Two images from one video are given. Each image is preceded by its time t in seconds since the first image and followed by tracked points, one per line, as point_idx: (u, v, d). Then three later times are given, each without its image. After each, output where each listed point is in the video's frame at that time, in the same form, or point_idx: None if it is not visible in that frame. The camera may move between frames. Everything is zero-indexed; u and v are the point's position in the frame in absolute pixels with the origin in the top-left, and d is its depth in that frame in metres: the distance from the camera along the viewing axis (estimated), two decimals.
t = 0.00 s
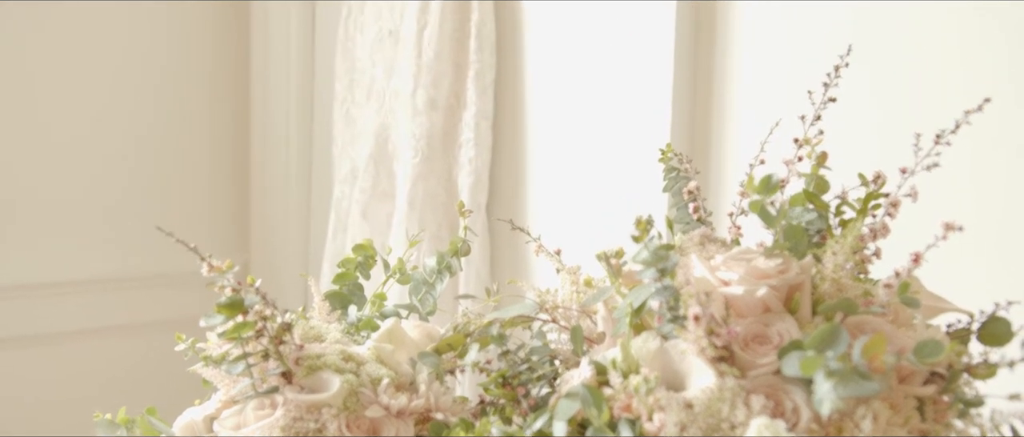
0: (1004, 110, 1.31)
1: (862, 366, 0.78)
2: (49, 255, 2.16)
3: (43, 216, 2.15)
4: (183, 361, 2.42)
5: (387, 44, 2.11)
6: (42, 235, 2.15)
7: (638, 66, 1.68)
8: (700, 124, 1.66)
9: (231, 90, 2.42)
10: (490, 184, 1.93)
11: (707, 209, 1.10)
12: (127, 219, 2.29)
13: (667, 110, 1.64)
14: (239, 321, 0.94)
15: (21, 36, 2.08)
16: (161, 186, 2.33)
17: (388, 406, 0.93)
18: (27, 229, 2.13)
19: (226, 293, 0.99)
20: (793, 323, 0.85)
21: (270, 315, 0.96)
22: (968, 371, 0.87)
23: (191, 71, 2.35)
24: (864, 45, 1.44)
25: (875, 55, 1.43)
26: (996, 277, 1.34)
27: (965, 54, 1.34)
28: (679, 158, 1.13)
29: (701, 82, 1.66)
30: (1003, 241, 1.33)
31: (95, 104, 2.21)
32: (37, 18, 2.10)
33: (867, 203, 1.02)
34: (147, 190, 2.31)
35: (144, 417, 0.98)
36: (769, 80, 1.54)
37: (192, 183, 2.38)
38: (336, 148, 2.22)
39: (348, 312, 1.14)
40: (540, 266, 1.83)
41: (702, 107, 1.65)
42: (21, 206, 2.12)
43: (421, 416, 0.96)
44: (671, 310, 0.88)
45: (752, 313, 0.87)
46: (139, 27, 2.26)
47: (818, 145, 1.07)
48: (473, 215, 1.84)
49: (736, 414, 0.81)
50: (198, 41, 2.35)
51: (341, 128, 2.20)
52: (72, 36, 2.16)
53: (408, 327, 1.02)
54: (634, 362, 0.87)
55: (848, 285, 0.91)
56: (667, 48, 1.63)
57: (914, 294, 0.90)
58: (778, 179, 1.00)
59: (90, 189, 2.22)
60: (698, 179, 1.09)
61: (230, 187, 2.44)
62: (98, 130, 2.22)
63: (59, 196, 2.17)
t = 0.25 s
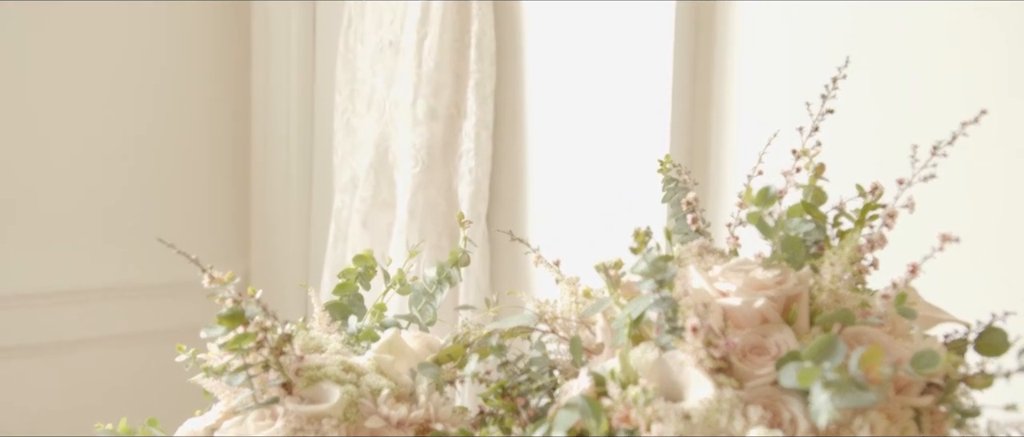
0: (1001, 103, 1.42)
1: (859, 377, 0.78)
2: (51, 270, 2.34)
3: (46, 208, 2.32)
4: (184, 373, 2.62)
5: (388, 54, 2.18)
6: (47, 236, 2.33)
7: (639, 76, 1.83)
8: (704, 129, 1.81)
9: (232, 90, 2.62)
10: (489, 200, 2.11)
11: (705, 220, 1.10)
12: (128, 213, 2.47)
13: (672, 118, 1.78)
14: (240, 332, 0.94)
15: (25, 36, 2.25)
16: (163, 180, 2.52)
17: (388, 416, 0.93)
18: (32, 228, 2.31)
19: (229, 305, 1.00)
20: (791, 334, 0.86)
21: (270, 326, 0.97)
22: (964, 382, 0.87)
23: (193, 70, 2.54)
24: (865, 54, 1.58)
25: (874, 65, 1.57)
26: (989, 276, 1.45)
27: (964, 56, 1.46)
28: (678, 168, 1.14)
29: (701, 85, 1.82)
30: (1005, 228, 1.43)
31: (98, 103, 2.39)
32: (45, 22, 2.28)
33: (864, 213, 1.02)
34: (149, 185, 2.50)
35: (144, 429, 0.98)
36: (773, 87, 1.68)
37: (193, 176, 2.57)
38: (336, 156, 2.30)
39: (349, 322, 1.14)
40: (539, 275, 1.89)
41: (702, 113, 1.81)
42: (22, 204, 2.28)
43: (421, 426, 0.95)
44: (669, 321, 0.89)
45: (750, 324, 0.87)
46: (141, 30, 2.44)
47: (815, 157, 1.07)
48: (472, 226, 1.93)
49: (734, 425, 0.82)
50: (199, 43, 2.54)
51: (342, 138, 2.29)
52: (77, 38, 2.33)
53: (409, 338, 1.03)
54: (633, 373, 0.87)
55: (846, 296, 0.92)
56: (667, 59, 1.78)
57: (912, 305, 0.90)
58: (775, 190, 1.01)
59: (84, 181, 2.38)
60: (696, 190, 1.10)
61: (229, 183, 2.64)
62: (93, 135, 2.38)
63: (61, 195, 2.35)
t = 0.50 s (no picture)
0: (1003, 101, 1.50)
1: (857, 392, 0.79)
2: (59, 284, 2.48)
3: (55, 210, 2.47)
4: (186, 388, 2.71)
5: (389, 68, 2.19)
6: (55, 242, 2.47)
7: (640, 84, 1.88)
8: (704, 134, 1.86)
9: (235, 92, 2.72)
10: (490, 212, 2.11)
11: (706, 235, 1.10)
12: (135, 214, 2.59)
13: (671, 123, 1.84)
14: (243, 348, 0.95)
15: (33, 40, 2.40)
16: (170, 178, 2.63)
17: (390, 430, 0.94)
18: (37, 237, 2.45)
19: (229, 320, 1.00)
20: (790, 349, 0.86)
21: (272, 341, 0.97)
22: (962, 396, 0.88)
23: (198, 72, 2.66)
24: (864, 61, 1.65)
25: (876, 75, 1.64)
26: (998, 281, 1.52)
27: (963, 58, 1.53)
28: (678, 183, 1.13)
29: (700, 97, 1.87)
30: (1014, 226, 1.50)
31: (104, 107, 2.52)
32: (55, 32, 2.43)
33: (862, 228, 1.02)
34: (156, 184, 2.61)
35: None
36: (776, 94, 1.75)
37: (201, 174, 2.69)
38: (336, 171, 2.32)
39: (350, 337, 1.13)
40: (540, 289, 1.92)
41: (703, 118, 1.87)
42: (28, 209, 2.43)
43: None
44: (668, 336, 0.89)
45: (749, 338, 0.88)
46: (143, 30, 2.57)
47: (814, 171, 1.06)
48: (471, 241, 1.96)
49: None
50: (204, 49, 2.67)
51: (343, 150, 2.29)
52: (83, 41, 2.48)
53: (409, 353, 1.02)
54: (633, 388, 0.88)
55: (845, 312, 0.92)
56: (667, 65, 1.83)
57: (909, 320, 0.89)
58: (773, 206, 1.01)
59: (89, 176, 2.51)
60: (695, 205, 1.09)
61: (232, 185, 2.74)
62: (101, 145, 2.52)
63: (64, 198, 2.48)
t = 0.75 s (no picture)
0: (1001, 102, 1.54)
1: (855, 406, 0.81)
2: (57, 295, 2.49)
3: (57, 216, 2.49)
4: (189, 400, 2.73)
5: (391, 80, 2.21)
6: (55, 242, 2.49)
7: (639, 86, 1.90)
8: (704, 135, 1.89)
9: (235, 96, 2.75)
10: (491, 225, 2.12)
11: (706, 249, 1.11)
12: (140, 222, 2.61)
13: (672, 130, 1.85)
14: (246, 361, 0.95)
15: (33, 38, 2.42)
16: (173, 184, 2.66)
17: None
18: (35, 243, 2.46)
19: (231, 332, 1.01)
20: (789, 362, 0.87)
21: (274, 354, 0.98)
22: (960, 409, 0.89)
23: (199, 74, 2.68)
24: (865, 63, 1.68)
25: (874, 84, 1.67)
26: (997, 297, 1.55)
27: (963, 63, 1.57)
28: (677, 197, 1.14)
29: (701, 108, 1.89)
30: (1012, 229, 1.54)
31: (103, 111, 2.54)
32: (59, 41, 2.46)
33: (861, 241, 1.03)
34: (158, 191, 2.63)
35: None
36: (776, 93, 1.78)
37: (202, 180, 2.71)
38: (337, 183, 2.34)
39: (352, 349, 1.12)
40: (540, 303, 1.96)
41: (703, 122, 1.89)
42: (27, 217, 2.44)
43: None
44: (668, 349, 0.90)
45: (748, 351, 0.88)
46: (143, 32, 2.59)
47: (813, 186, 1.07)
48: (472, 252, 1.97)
49: None
50: (207, 57, 2.70)
51: (345, 163, 2.31)
52: (83, 41, 2.50)
53: (410, 366, 1.02)
54: (633, 401, 0.89)
55: (844, 325, 0.92)
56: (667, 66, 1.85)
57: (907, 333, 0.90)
58: (771, 220, 1.02)
59: (90, 178, 2.53)
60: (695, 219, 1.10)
61: (235, 195, 2.76)
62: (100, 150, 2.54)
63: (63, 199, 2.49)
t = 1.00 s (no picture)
0: (1000, 104, 1.56)
1: (851, 418, 0.82)
2: (56, 307, 2.48)
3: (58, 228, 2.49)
4: (190, 413, 2.74)
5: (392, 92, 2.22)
6: (58, 242, 2.48)
7: (640, 89, 1.91)
8: (704, 145, 1.90)
9: (238, 105, 2.76)
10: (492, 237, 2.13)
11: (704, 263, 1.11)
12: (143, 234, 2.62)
13: (672, 140, 1.87)
14: (247, 375, 0.96)
15: (34, 37, 2.42)
16: (177, 190, 2.67)
17: None
18: (34, 251, 2.45)
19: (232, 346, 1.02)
20: (787, 375, 0.88)
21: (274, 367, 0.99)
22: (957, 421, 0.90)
23: (201, 81, 2.70)
24: (865, 66, 1.70)
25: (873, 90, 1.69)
26: (998, 308, 1.57)
27: (962, 65, 1.60)
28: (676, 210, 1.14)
29: (700, 117, 1.91)
30: (1012, 232, 1.55)
31: (104, 117, 2.54)
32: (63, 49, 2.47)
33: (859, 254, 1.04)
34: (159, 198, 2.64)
35: None
36: (776, 96, 1.79)
37: (203, 188, 2.71)
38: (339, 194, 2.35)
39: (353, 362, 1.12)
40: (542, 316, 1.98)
41: (701, 126, 1.90)
42: (29, 228, 2.44)
43: None
44: (667, 362, 0.90)
45: (746, 364, 0.89)
46: (144, 34, 2.60)
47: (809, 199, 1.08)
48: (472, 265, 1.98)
49: None
50: (211, 65, 2.71)
51: (346, 174, 2.32)
52: (85, 42, 2.50)
53: (411, 379, 1.03)
54: (633, 413, 0.90)
55: (842, 338, 0.92)
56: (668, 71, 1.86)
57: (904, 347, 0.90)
58: (769, 234, 1.01)
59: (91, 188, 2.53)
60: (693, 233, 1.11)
61: (237, 205, 2.78)
62: (101, 155, 2.54)
63: (62, 201, 2.49)
